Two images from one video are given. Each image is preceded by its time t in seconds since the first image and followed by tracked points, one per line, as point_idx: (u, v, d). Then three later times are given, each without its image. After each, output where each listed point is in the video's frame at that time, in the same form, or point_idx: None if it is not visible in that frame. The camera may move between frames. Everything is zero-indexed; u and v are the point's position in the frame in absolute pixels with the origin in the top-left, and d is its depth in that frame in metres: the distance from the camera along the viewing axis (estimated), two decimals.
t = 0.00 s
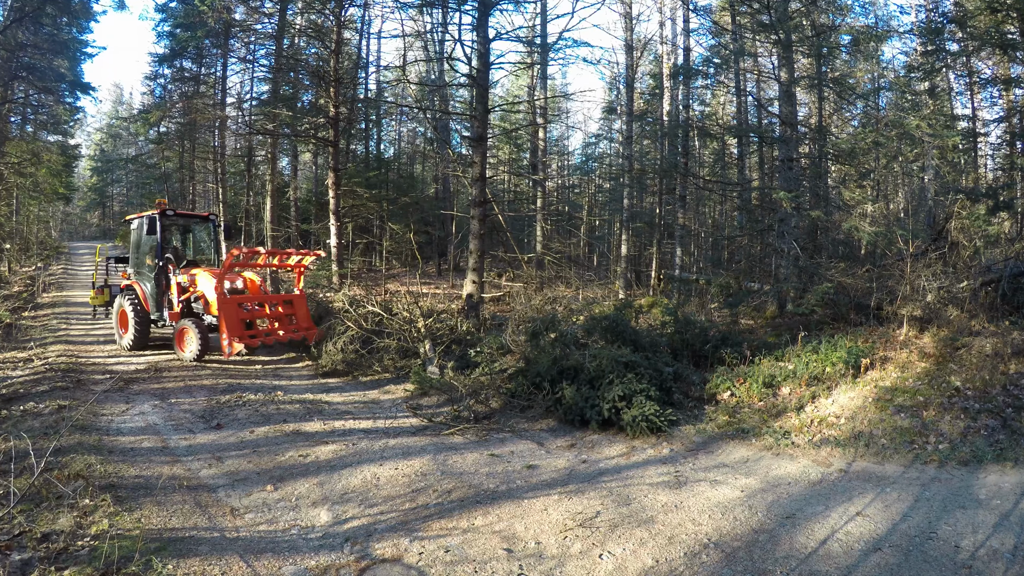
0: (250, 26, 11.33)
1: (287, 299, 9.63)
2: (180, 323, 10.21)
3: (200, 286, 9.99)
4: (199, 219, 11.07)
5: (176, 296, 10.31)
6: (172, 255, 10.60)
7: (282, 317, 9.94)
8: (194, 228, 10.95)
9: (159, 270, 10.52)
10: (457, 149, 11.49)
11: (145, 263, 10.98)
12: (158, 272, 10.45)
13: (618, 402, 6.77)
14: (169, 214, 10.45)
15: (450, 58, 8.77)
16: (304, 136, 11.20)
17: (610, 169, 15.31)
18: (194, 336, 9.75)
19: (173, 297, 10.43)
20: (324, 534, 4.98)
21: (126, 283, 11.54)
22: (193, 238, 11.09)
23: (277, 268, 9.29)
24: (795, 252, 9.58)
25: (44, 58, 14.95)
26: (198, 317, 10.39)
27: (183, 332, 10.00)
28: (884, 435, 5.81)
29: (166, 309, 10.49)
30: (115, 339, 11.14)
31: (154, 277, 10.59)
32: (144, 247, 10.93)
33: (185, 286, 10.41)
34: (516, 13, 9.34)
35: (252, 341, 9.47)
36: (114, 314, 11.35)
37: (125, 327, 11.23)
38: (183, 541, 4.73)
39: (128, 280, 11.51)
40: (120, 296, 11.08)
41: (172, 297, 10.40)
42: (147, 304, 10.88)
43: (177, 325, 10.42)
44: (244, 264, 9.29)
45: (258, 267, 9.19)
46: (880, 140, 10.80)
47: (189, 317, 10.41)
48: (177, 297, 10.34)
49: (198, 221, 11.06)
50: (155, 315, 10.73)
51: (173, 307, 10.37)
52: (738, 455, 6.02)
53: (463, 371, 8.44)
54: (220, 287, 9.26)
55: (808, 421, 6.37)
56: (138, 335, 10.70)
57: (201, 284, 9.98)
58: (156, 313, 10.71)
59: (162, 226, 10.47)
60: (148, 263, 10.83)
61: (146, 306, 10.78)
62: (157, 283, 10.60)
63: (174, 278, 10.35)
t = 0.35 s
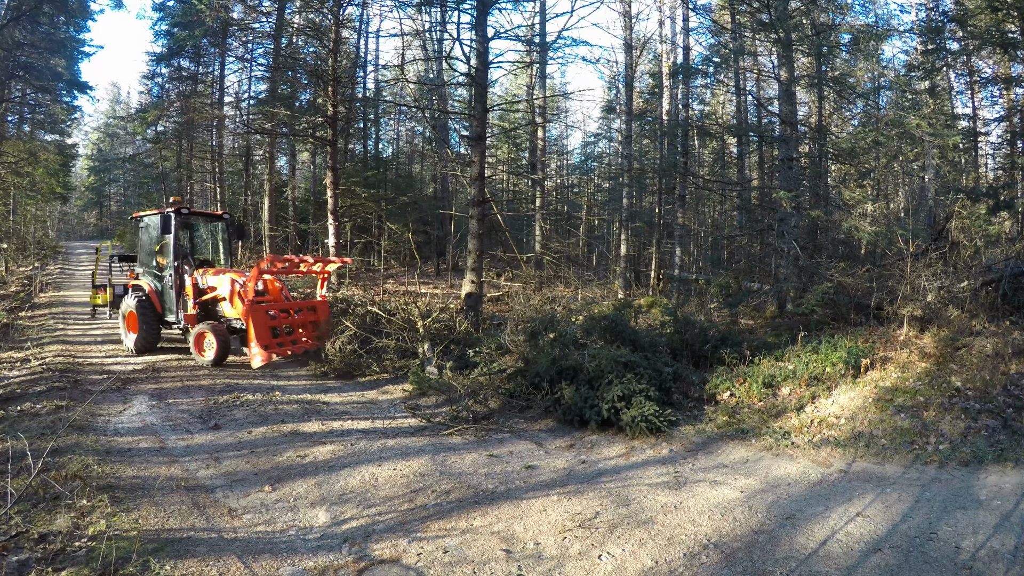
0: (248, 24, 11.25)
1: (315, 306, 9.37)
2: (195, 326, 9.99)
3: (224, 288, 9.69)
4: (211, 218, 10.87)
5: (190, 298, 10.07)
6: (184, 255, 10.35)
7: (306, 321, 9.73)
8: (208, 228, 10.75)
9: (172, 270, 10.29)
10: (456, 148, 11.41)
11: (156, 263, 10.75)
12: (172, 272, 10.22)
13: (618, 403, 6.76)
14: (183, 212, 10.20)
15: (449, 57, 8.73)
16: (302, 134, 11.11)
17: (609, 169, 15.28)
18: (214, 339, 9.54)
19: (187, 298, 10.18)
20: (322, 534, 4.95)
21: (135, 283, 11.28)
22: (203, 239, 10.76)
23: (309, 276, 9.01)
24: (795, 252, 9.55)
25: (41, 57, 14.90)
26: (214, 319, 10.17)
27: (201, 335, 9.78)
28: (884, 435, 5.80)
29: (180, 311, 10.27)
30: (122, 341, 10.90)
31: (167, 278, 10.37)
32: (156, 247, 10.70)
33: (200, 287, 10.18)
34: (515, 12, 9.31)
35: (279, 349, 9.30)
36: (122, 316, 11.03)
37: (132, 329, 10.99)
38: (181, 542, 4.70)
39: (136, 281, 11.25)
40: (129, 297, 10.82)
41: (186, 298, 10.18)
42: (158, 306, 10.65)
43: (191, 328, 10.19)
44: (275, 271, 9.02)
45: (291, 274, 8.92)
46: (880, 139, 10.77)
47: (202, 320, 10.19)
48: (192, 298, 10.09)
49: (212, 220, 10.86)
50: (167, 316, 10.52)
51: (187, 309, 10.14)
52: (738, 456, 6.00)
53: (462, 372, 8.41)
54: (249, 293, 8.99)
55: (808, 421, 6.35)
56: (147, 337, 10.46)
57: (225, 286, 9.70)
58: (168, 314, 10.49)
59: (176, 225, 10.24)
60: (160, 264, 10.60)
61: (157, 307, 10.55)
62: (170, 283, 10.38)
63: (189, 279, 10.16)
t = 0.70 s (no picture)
0: (245, 23, 11.22)
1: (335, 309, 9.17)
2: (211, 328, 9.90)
3: (239, 290, 9.41)
4: (223, 217, 10.73)
5: (205, 299, 9.97)
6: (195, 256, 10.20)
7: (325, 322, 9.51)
8: (219, 226, 10.58)
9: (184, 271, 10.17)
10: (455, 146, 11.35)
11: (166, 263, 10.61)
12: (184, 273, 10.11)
13: (616, 403, 6.73)
14: (197, 211, 10.08)
15: (447, 56, 8.69)
16: (299, 133, 11.05)
17: (608, 168, 15.25)
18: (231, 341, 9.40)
19: (201, 299, 10.08)
20: (320, 535, 4.92)
21: (142, 284, 11.11)
22: (207, 234, 10.43)
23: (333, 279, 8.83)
24: (794, 251, 9.53)
25: (37, 56, 14.85)
26: (229, 319, 10.01)
27: (218, 338, 9.66)
28: (884, 435, 5.78)
29: (194, 312, 10.17)
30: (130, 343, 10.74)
31: (179, 279, 10.24)
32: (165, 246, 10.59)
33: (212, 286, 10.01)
34: (513, 10, 9.27)
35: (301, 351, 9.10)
36: (130, 316, 10.94)
37: (140, 331, 10.84)
38: (178, 543, 4.67)
39: (144, 281, 11.08)
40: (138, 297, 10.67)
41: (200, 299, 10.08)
42: (169, 307, 10.52)
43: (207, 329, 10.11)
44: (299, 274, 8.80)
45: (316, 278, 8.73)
46: (880, 138, 10.75)
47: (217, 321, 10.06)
48: (207, 299, 9.97)
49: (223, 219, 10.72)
50: (178, 318, 10.40)
51: (201, 310, 10.05)
52: (738, 456, 5.97)
53: (460, 372, 8.37)
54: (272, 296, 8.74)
55: (808, 422, 6.32)
56: (157, 340, 10.34)
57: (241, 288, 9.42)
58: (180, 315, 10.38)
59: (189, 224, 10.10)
60: (171, 264, 10.46)
61: (168, 309, 10.42)
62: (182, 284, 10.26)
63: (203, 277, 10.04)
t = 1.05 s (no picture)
0: (243, 22, 11.17)
1: (352, 311, 9.09)
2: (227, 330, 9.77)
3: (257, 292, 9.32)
4: (234, 216, 10.69)
5: (220, 300, 9.82)
6: (208, 255, 10.13)
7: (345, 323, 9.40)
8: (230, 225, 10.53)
9: (197, 270, 10.11)
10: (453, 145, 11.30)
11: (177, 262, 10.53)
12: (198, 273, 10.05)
13: (615, 404, 6.71)
14: (210, 209, 10.03)
15: (446, 54, 8.65)
16: (297, 132, 11.00)
17: (607, 167, 15.21)
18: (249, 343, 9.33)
19: (215, 300, 9.98)
20: (318, 536, 4.88)
21: (150, 283, 10.99)
22: (216, 231, 10.34)
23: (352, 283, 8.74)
24: (794, 251, 9.50)
25: (33, 55, 14.79)
26: (243, 320, 9.90)
27: (236, 339, 9.54)
28: (884, 436, 5.76)
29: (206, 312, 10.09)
30: (138, 345, 10.59)
31: (192, 278, 10.18)
32: (177, 247, 10.52)
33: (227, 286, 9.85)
34: (512, 9, 9.24)
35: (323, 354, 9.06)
36: (138, 317, 10.77)
37: (148, 332, 10.69)
38: (175, 544, 4.64)
39: (152, 281, 10.97)
40: (146, 297, 10.54)
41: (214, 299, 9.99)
42: (180, 307, 10.43)
43: (221, 330, 9.97)
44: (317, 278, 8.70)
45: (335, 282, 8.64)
46: (880, 138, 10.72)
47: (230, 321, 9.93)
48: (221, 300, 9.83)
49: (235, 218, 10.68)
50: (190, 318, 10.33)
51: (215, 310, 9.93)
52: (738, 457, 5.95)
53: (459, 372, 8.34)
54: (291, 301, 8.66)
55: (808, 422, 6.29)
56: (167, 341, 10.16)
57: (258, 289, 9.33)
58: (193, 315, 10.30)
59: (202, 222, 10.04)
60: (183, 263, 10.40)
61: (179, 309, 10.34)
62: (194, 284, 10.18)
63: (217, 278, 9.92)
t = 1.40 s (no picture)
0: (240, 20, 11.13)
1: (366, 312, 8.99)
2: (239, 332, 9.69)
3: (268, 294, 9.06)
4: (244, 215, 10.74)
5: (233, 299, 9.63)
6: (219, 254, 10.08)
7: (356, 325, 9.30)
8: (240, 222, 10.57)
9: (208, 270, 10.02)
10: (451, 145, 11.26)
11: (185, 262, 10.41)
12: (209, 273, 9.96)
13: (614, 404, 6.68)
14: (222, 207, 10.05)
15: (443, 53, 8.61)
16: (294, 132, 10.94)
17: (606, 166, 15.18)
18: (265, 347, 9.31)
19: (226, 300, 9.82)
20: (315, 538, 4.85)
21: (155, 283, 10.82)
22: (226, 229, 10.38)
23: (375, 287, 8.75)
24: (793, 250, 9.48)
25: (29, 53, 14.72)
26: (253, 321, 9.79)
27: (249, 342, 9.44)
28: (885, 436, 5.73)
29: (217, 313, 9.96)
30: (142, 346, 10.39)
31: (202, 278, 10.08)
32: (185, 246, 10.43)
33: (239, 286, 9.64)
34: (510, 7, 9.20)
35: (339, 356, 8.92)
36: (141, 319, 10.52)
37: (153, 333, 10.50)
38: (171, 545, 4.60)
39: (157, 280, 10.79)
40: (152, 297, 10.37)
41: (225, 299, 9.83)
42: (188, 307, 10.29)
43: (233, 331, 9.87)
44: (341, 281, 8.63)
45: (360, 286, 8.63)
46: (880, 137, 10.69)
47: (241, 322, 9.79)
48: (233, 300, 9.64)
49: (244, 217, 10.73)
50: (199, 318, 10.20)
51: (226, 311, 9.76)
52: (737, 458, 5.92)
53: (457, 373, 8.30)
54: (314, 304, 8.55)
55: (808, 423, 6.27)
56: (176, 342, 9.98)
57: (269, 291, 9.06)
58: (201, 316, 10.18)
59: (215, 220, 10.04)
60: (193, 263, 10.29)
61: (188, 309, 10.21)
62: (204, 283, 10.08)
63: (229, 279, 9.73)
